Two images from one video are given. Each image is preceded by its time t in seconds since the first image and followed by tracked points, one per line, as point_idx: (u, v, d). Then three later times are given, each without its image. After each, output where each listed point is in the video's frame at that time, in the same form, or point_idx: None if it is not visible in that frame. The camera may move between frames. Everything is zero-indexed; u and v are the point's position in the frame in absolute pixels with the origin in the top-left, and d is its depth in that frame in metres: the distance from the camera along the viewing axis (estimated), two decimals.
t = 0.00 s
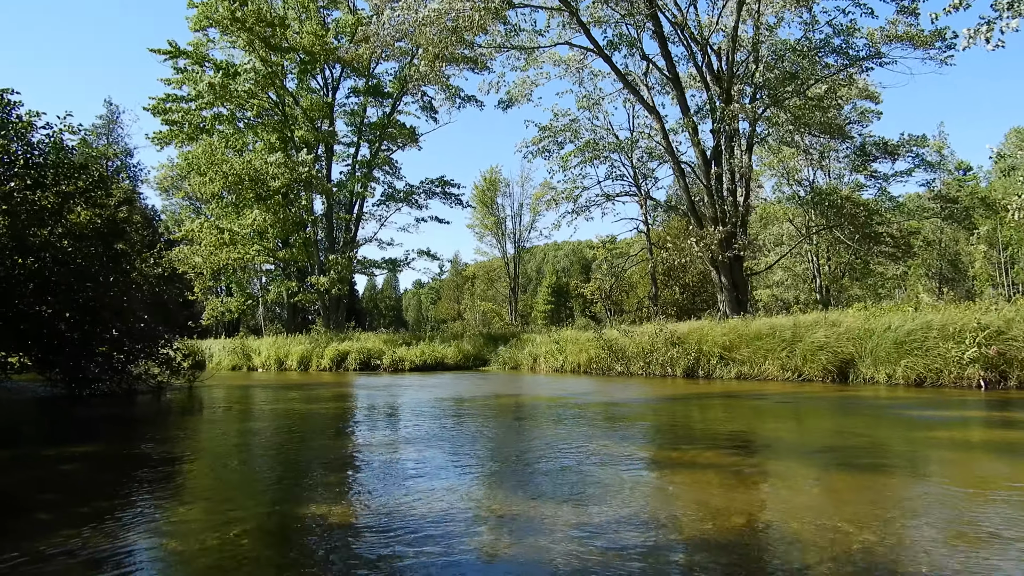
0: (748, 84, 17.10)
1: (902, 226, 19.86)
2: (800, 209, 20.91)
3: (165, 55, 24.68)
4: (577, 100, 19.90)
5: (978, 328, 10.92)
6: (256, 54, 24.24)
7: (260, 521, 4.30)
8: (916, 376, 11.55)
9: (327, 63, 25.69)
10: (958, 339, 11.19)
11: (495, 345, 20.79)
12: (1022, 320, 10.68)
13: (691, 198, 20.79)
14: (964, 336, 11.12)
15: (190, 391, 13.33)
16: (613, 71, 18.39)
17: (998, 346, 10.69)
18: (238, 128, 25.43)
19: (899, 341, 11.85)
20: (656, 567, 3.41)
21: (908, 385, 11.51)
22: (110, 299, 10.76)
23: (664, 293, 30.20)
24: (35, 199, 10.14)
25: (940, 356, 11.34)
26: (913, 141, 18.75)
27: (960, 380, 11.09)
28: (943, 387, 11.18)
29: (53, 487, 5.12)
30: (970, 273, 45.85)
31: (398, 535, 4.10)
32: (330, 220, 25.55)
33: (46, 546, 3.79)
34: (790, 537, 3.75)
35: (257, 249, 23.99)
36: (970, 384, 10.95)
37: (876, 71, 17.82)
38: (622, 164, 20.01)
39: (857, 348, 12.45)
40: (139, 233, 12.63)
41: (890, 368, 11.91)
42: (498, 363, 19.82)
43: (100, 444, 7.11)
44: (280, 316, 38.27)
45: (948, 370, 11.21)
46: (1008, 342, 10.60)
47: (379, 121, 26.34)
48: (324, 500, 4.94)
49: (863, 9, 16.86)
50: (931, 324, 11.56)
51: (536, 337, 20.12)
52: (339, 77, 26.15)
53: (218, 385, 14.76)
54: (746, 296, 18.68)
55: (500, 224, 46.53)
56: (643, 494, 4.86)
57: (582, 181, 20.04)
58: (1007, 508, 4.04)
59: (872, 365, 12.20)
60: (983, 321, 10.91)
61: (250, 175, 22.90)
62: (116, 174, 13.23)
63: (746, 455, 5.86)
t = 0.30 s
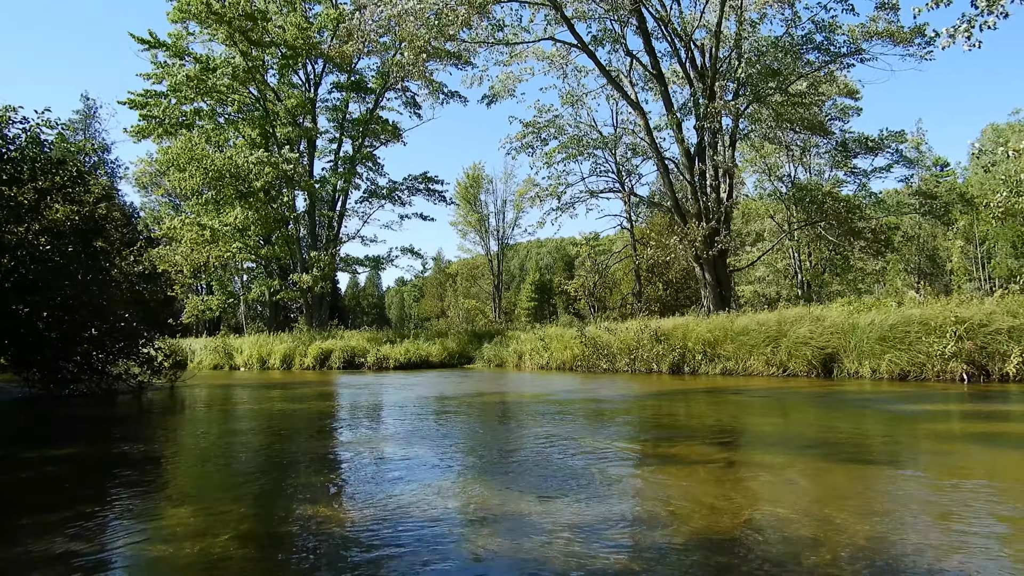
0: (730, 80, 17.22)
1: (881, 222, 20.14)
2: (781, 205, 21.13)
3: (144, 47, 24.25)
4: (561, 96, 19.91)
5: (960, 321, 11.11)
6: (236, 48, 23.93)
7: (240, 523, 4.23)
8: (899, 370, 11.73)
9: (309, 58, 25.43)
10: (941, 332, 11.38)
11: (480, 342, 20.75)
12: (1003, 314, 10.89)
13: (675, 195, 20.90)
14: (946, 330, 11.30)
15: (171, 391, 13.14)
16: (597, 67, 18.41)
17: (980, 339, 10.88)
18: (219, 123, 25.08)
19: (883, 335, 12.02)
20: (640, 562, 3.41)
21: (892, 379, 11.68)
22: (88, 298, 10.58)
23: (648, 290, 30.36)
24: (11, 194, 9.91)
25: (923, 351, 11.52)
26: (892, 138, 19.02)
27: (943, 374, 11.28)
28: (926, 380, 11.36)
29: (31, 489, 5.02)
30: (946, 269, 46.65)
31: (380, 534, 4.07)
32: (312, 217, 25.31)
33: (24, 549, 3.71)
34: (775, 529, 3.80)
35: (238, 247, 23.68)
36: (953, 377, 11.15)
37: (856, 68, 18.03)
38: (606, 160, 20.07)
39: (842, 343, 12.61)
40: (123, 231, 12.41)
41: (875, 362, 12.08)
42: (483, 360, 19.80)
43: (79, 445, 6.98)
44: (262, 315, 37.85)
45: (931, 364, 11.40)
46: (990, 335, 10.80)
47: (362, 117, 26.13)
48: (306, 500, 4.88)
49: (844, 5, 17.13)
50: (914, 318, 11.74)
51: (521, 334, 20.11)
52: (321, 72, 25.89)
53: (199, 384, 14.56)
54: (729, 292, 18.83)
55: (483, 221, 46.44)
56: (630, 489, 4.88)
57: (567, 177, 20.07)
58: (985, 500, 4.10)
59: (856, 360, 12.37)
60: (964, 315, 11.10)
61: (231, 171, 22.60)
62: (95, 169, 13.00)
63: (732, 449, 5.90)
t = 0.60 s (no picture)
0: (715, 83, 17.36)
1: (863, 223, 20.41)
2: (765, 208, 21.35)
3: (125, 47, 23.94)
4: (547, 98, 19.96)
5: (944, 322, 11.28)
6: (219, 48, 23.70)
7: (225, 527, 4.19)
8: (885, 370, 11.88)
9: (293, 59, 25.24)
10: (926, 333, 11.53)
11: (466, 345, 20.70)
12: (986, 315, 11.07)
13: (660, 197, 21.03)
14: (931, 331, 11.46)
15: (153, 394, 12.97)
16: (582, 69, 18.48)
17: (965, 340, 11.05)
18: (201, 124, 24.82)
19: (869, 337, 12.17)
20: (628, 563, 3.42)
21: (878, 380, 11.83)
22: (70, 299, 10.42)
23: (633, 292, 30.51)
24: None
25: (908, 352, 11.68)
26: (873, 141, 19.29)
27: (929, 374, 11.42)
28: (912, 381, 11.52)
29: (10, 495, 4.94)
30: (926, 270, 47.35)
31: (364, 537, 4.05)
32: (296, 218, 25.10)
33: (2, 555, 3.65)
34: (759, 527, 3.83)
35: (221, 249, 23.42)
36: (938, 377, 11.31)
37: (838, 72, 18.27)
38: (592, 163, 20.16)
39: (828, 344, 12.75)
40: (105, 231, 12.25)
41: (861, 363, 12.23)
42: (469, 363, 19.75)
43: (59, 449, 6.88)
44: (245, 318, 37.45)
45: (916, 365, 11.56)
46: (974, 336, 10.97)
47: (347, 118, 25.99)
48: (291, 503, 4.84)
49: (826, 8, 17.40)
50: (899, 319, 11.90)
51: (507, 337, 20.10)
52: (305, 73, 25.72)
53: (181, 388, 14.38)
54: (715, 294, 18.97)
55: (468, 223, 46.38)
56: (617, 490, 4.90)
57: (553, 179, 20.11)
58: (968, 498, 4.16)
59: (842, 361, 12.51)
60: (948, 316, 11.27)
61: (214, 172, 22.36)
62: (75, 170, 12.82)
63: (719, 450, 5.94)
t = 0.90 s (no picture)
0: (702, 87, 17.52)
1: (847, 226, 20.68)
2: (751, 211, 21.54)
3: (108, 50, 23.71)
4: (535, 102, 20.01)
5: (933, 325, 11.41)
6: (205, 51, 23.55)
7: (212, 533, 4.15)
8: (875, 373, 12.01)
9: (279, 63, 25.13)
10: (914, 336, 11.66)
11: (455, 349, 20.65)
12: (973, 317, 11.23)
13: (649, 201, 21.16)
14: (919, 333, 11.59)
15: (137, 400, 12.81)
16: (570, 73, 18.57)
17: (953, 343, 11.20)
18: (186, 128, 24.61)
19: (858, 340, 12.28)
20: (618, 565, 3.44)
21: (868, 382, 11.95)
22: (54, 304, 10.27)
23: (621, 296, 30.62)
24: None
25: (897, 354, 11.81)
26: (857, 145, 19.52)
27: (918, 376, 11.59)
28: (901, 383, 11.66)
29: None
30: (910, 273, 48.00)
31: (353, 541, 4.04)
32: (283, 223, 24.95)
33: None
34: (745, 529, 3.86)
35: (206, 253, 23.23)
36: (927, 379, 11.46)
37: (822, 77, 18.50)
38: (580, 167, 20.23)
39: (817, 347, 12.87)
40: (90, 235, 12.11)
41: (850, 366, 12.34)
42: (457, 368, 19.72)
43: (41, 456, 6.78)
44: (231, 324, 37.11)
45: (905, 367, 11.70)
46: (962, 338, 11.12)
47: (334, 122, 25.89)
48: (277, 509, 4.80)
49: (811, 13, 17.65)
50: (888, 322, 12.02)
51: (496, 341, 20.08)
52: (292, 76, 25.60)
53: (165, 394, 14.20)
54: (703, 297, 19.07)
55: (456, 227, 46.32)
56: (603, 493, 4.91)
57: (541, 183, 20.16)
58: (955, 499, 4.22)
59: (831, 364, 12.62)
60: (936, 318, 11.42)
61: (199, 176, 22.18)
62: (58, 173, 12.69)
63: (704, 452, 5.99)
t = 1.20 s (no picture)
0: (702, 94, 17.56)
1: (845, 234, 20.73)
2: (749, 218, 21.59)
3: (107, 50, 23.70)
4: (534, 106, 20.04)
5: (932, 334, 11.42)
6: (205, 52, 23.55)
7: (207, 535, 4.15)
8: (875, 382, 12.01)
9: (279, 65, 25.15)
10: (913, 345, 11.67)
11: (452, 353, 20.62)
12: (974, 327, 11.22)
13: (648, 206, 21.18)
14: (919, 343, 11.59)
15: (133, 401, 12.76)
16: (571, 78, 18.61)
17: (953, 353, 11.20)
18: (185, 129, 24.59)
19: (858, 349, 12.28)
20: (614, 571, 3.44)
21: (868, 391, 11.95)
22: (51, 304, 10.22)
23: (619, 301, 30.62)
24: None
25: (897, 364, 11.82)
26: (855, 153, 19.58)
27: (918, 386, 11.59)
28: (902, 393, 11.66)
29: None
30: (907, 282, 48.14)
31: (349, 545, 4.03)
32: (282, 225, 24.92)
33: None
34: (741, 537, 3.87)
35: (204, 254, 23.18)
36: (927, 389, 11.47)
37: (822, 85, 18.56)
38: (579, 172, 20.26)
39: (816, 355, 12.87)
40: (88, 235, 12.07)
41: (850, 375, 12.35)
42: (454, 372, 19.67)
43: (36, 457, 6.75)
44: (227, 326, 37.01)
45: (906, 377, 11.70)
46: (963, 348, 11.13)
47: (334, 125, 25.89)
48: (273, 512, 4.80)
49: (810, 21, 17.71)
50: (888, 331, 12.02)
51: (494, 345, 20.06)
52: (292, 79, 25.63)
53: (160, 395, 14.14)
54: (702, 304, 19.09)
55: (454, 231, 46.31)
56: (600, 499, 4.91)
57: (540, 188, 20.18)
58: (951, 510, 4.23)
59: (831, 372, 12.63)
60: (937, 328, 11.42)
61: (197, 177, 22.15)
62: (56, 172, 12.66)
63: (702, 460, 5.98)
